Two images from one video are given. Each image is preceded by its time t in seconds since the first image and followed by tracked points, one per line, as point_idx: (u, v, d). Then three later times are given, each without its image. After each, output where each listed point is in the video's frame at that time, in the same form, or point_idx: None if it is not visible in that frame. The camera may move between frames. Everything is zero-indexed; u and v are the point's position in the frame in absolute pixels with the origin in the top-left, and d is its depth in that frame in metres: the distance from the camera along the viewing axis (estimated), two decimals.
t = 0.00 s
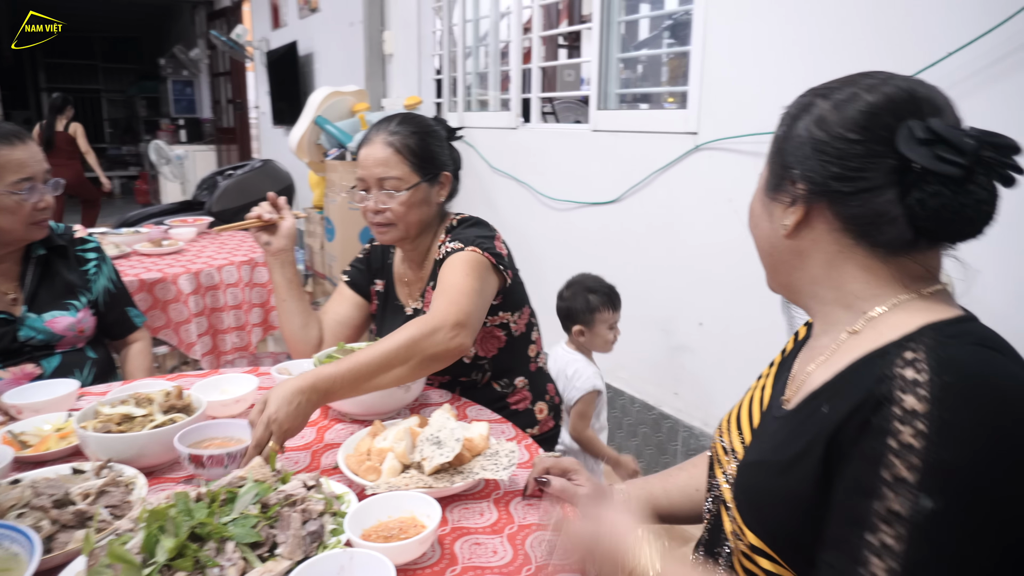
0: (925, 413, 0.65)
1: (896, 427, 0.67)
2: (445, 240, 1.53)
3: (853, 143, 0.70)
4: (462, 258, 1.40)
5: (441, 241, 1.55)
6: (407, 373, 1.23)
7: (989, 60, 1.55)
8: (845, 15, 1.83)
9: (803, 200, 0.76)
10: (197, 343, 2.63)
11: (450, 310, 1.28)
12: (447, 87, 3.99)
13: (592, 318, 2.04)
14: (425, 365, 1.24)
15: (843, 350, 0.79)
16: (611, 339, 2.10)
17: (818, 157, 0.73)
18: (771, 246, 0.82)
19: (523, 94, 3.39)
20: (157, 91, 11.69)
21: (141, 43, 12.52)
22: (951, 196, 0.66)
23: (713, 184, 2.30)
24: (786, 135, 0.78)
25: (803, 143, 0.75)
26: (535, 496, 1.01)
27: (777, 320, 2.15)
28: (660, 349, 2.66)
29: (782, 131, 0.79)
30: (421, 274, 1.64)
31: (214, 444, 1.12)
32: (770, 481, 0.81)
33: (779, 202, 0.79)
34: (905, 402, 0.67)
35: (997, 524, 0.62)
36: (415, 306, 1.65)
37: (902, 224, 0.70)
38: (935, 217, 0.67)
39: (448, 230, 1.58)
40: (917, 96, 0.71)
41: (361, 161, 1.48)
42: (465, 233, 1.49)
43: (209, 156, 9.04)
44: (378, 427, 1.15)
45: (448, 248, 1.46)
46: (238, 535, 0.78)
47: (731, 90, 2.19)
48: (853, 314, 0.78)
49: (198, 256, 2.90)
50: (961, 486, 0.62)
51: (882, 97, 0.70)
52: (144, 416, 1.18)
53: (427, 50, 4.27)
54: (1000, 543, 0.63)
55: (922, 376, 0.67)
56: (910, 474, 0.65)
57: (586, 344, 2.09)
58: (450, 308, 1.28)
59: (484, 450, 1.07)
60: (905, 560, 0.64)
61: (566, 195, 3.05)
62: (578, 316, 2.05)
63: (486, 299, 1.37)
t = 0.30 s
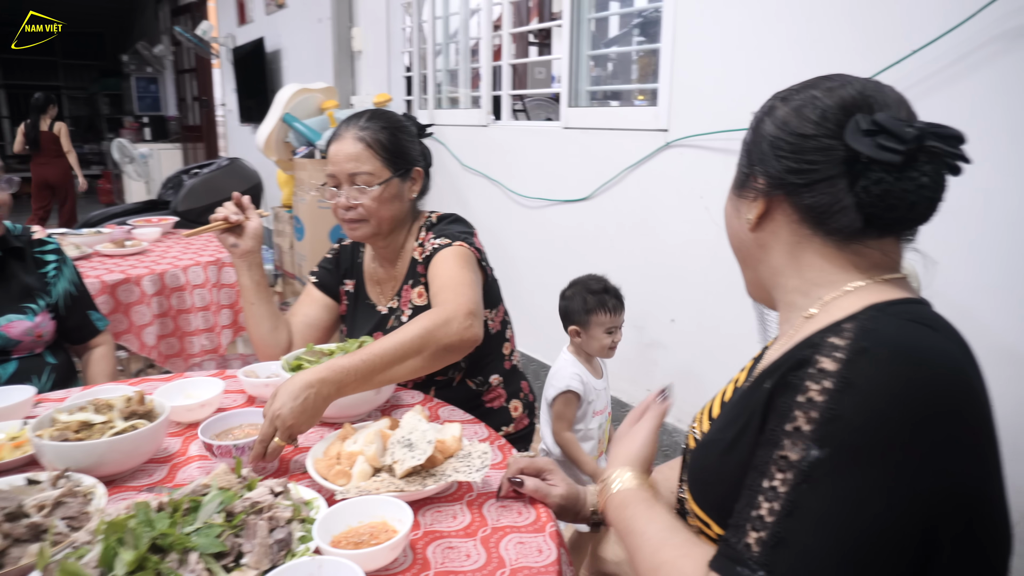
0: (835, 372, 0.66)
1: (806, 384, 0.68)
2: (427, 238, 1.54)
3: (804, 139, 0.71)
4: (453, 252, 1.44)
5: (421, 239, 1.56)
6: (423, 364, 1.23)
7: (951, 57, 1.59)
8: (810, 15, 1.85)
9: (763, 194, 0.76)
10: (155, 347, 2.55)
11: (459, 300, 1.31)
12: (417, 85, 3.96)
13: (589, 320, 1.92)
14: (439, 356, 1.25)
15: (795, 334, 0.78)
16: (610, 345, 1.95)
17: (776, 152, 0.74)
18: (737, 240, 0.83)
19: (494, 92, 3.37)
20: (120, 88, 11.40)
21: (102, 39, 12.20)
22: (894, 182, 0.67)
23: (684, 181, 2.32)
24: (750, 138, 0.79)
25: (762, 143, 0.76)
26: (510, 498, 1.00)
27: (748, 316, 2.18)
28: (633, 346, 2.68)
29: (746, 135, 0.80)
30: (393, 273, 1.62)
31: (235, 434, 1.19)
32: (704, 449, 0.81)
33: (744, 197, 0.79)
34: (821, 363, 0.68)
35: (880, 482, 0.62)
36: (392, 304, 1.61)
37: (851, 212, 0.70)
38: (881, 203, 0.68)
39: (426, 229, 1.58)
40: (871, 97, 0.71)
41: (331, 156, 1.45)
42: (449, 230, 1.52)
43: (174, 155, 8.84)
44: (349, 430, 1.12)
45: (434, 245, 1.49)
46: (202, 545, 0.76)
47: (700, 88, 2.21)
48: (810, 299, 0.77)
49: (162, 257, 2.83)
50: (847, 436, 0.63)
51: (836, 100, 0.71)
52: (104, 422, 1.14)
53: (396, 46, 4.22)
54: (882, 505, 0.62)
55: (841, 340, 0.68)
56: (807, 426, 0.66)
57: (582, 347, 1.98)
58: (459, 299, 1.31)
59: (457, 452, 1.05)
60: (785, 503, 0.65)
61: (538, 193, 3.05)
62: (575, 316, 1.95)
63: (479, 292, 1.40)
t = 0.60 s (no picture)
0: (825, 364, 0.66)
1: (799, 379, 0.67)
2: (401, 236, 1.50)
3: (775, 132, 0.71)
4: (427, 253, 1.39)
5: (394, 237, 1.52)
6: (394, 363, 1.14)
7: (923, 53, 1.60)
8: (786, 12, 1.86)
9: (735, 187, 0.76)
10: (116, 342, 2.47)
11: (431, 297, 1.24)
12: (393, 80, 3.91)
13: (584, 314, 1.92)
14: (411, 354, 1.16)
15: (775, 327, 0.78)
16: (607, 340, 1.94)
17: (746, 146, 0.73)
18: (710, 233, 0.82)
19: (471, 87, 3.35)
20: (88, 84, 11.15)
21: (69, 33, 11.90)
22: (862, 175, 0.67)
23: (663, 176, 2.32)
24: (721, 131, 0.78)
25: (732, 137, 0.75)
26: (492, 497, 0.99)
27: (726, 310, 2.19)
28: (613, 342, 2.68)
29: (717, 128, 0.79)
30: (368, 271, 1.60)
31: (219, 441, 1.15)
32: (696, 449, 0.80)
33: (716, 191, 0.79)
34: (810, 356, 0.68)
35: (886, 472, 0.61)
36: (367, 304, 1.59)
37: (822, 204, 0.70)
38: (850, 195, 0.68)
39: (400, 227, 1.54)
40: (838, 90, 0.71)
41: (302, 153, 1.42)
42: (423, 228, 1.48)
43: (146, 152, 8.67)
44: (327, 431, 1.10)
45: (408, 243, 1.45)
46: (174, 553, 0.74)
47: (677, 84, 2.22)
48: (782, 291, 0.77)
49: (133, 256, 2.76)
50: (850, 428, 0.62)
51: (803, 95, 0.71)
52: (73, 427, 1.10)
53: (372, 41, 4.18)
54: (890, 496, 0.61)
55: (826, 333, 0.68)
56: (806, 420, 0.65)
57: (580, 342, 1.98)
58: (431, 296, 1.25)
59: (438, 452, 1.04)
60: (798, 503, 0.64)
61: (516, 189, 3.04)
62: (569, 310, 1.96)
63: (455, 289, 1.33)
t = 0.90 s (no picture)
0: (835, 364, 0.66)
1: (811, 382, 0.67)
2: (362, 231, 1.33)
3: (746, 130, 0.71)
4: (377, 250, 1.22)
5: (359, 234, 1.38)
6: (300, 370, 1.05)
7: (910, 48, 1.61)
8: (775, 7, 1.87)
9: (710, 188, 0.76)
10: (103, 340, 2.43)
11: (350, 296, 1.13)
12: (381, 75, 3.89)
13: (586, 304, 1.92)
14: (318, 360, 1.07)
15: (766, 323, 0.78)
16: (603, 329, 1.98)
17: (717, 146, 0.73)
18: (689, 239, 0.82)
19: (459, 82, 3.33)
20: (72, 79, 11.02)
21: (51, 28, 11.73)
22: (839, 166, 0.67)
23: (652, 171, 2.32)
24: (689, 130, 0.78)
25: (701, 137, 0.75)
26: (485, 493, 0.99)
27: (715, 304, 2.20)
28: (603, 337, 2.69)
29: (683, 127, 0.79)
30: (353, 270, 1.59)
31: (208, 440, 1.14)
32: (696, 450, 0.79)
33: (689, 193, 0.79)
34: (817, 357, 0.68)
35: (916, 471, 0.61)
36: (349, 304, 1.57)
37: (800, 199, 0.71)
38: (828, 188, 0.68)
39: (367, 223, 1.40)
40: (800, 83, 0.71)
41: (284, 148, 1.41)
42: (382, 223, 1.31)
43: (132, 148, 8.58)
44: (317, 429, 1.09)
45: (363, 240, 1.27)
46: (162, 554, 0.73)
47: (666, 79, 2.22)
48: (766, 288, 0.77)
49: (118, 254, 2.73)
50: (875, 430, 0.63)
51: (768, 89, 0.71)
52: (58, 428, 1.08)
53: (359, 36, 4.14)
54: (921, 497, 0.62)
55: (829, 331, 0.68)
56: (827, 425, 0.65)
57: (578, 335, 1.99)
58: (349, 295, 1.13)
59: (430, 449, 1.03)
60: (836, 514, 0.64)
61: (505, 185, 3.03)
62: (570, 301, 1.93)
63: (400, 291, 1.22)
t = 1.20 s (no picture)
0: (859, 374, 0.66)
1: (834, 392, 0.67)
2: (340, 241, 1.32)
3: (769, 126, 0.70)
4: (351, 264, 1.21)
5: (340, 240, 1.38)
6: (273, 390, 1.08)
7: (903, 45, 1.63)
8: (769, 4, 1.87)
9: (729, 185, 0.76)
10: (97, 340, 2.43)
11: (324, 315, 1.12)
12: (375, 73, 3.88)
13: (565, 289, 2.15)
14: (291, 380, 1.09)
15: (777, 323, 0.79)
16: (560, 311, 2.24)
17: (739, 142, 0.73)
18: (701, 231, 0.82)
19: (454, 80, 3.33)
20: (62, 78, 10.95)
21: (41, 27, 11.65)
22: (869, 170, 0.68)
23: (648, 169, 2.33)
24: (702, 121, 0.77)
25: (720, 129, 0.75)
26: (484, 490, 0.99)
27: (711, 302, 2.21)
28: (599, 335, 2.70)
29: (696, 117, 0.79)
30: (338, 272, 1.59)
31: (207, 439, 1.14)
32: (710, 450, 0.79)
33: (704, 188, 0.79)
34: (840, 366, 0.68)
35: (937, 480, 0.63)
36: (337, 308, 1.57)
37: (824, 201, 0.71)
38: (857, 190, 0.69)
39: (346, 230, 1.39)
40: (819, 75, 0.72)
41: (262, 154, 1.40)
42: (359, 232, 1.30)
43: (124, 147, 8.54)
44: (315, 427, 1.09)
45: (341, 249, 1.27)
46: (163, 553, 0.73)
47: (661, 77, 2.22)
48: (783, 286, 0.79)
49: (112, 254, 2.72)
50: (899, 442, 0.64)
51: (789, 80, 0.71)
52: (56, 428, 1.08)
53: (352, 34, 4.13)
54: (938, 508, 0.63)
55: (852, 340, 0.68)
56: (850, 436, 0.66)
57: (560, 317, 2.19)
58: (325, 311, 1.13)
59: (428, 447, 1.03)
60: (857, 525, 0.66)
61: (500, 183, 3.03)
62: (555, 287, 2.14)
63: (378, 303, 1.22)
